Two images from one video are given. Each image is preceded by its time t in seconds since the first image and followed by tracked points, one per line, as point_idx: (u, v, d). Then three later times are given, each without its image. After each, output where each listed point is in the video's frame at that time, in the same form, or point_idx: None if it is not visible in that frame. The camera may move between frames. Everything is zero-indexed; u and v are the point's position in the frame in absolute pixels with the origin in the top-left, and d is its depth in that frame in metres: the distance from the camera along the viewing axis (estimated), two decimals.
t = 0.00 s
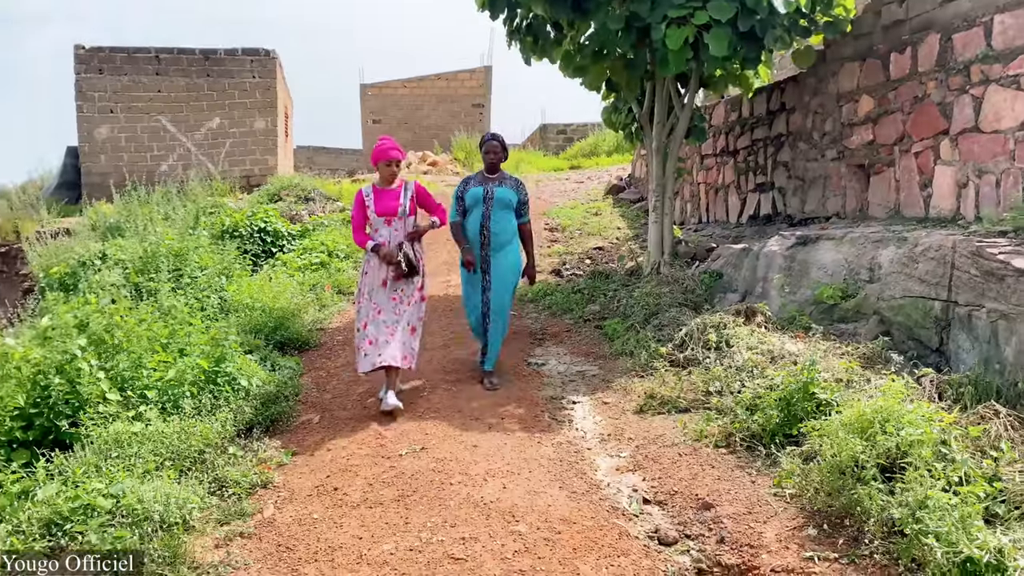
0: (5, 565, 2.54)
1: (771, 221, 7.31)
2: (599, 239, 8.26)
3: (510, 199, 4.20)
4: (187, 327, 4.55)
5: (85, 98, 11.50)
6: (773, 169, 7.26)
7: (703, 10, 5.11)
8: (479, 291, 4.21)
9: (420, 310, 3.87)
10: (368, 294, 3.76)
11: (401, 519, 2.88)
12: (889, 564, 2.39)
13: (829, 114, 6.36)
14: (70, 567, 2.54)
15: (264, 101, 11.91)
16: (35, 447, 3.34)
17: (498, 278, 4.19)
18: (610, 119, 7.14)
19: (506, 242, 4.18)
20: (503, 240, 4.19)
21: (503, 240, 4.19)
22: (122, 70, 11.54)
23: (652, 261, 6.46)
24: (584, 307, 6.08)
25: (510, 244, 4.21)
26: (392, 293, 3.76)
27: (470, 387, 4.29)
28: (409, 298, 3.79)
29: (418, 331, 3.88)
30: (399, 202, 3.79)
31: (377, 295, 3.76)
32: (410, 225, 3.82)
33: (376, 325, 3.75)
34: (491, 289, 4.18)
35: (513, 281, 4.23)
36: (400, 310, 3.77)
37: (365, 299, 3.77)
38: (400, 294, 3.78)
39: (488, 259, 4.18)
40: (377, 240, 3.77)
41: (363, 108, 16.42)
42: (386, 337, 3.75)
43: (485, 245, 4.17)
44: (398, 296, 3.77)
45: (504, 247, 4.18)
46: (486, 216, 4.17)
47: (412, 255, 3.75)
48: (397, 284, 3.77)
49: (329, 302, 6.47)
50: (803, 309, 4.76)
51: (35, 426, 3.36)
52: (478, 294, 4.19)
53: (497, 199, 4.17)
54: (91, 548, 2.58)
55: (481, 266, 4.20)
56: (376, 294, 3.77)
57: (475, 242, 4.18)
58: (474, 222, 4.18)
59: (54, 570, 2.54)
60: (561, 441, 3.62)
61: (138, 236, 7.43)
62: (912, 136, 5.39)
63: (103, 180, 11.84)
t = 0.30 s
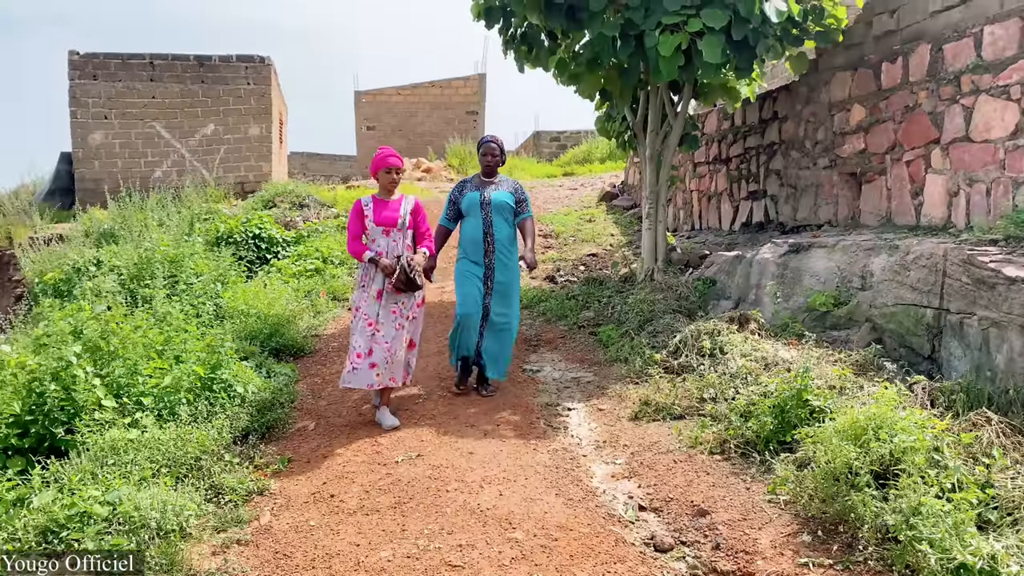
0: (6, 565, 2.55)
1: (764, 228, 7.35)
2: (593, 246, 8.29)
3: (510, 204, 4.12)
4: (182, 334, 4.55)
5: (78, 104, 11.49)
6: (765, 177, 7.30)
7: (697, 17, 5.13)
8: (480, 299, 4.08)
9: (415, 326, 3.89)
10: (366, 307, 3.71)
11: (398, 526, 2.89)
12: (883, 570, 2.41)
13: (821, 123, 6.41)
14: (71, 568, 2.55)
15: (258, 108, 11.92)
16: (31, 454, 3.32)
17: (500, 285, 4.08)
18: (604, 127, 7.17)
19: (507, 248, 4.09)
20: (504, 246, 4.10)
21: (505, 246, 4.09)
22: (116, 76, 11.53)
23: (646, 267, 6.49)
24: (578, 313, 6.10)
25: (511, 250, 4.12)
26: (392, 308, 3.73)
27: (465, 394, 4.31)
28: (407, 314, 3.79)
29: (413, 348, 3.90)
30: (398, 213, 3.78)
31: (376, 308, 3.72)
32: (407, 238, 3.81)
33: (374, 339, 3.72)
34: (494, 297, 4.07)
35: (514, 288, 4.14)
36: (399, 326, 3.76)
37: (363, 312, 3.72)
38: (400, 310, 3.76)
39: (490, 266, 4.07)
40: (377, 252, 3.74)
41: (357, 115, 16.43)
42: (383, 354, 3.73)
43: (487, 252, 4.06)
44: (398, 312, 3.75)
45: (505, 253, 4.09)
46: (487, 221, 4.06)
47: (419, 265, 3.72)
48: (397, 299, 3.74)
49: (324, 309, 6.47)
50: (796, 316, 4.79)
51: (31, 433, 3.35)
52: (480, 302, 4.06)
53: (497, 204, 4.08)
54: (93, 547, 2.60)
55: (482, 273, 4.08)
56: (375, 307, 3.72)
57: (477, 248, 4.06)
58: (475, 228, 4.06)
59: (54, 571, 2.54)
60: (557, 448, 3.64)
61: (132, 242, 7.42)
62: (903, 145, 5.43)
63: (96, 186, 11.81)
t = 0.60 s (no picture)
0: (5, 565, 2.59)
1: (760, 240, 7.37)
2: (589, 256, 8.30)
3: (512, 220, 3.89)
4: (178, 340, 4.53)
5: (75, 109, 11.48)
6: (762, 189, 7.33)
7: (692, 32, 5.15)
8: (481, 321, 3.86)
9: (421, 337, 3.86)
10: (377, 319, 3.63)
11: (396, 535, 2.89)
12: None
13: (818, 136, 6.44)
14: (71, 567, 2.60)
15: (255, 114, 11.94)
16: (27, 459, 3.32)
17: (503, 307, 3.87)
18: (602, 138, 7.18)
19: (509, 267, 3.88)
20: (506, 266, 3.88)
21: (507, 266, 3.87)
22: (114, 81, 11.55)
23: (643, 278, 6.50)
24: (574, 323, 6.11)
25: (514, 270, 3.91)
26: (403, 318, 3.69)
27: (462, 403, 4.30)
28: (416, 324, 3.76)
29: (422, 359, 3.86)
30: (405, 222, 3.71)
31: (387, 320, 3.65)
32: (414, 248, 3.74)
33: (389, 351, 3.65)
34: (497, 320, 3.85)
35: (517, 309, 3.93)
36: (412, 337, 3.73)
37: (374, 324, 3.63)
38: (410, 320, 3.72)
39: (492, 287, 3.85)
40: (383, 263, 3.68)
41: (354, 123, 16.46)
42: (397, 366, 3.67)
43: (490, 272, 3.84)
44: (409, 322, 3.71)
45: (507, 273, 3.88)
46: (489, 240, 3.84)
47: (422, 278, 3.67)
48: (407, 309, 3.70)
49: (320, 316, 6.47)
50: (793, 328, 4.81)
51: (26, 438, 3.34)
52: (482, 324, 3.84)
53: (499, 221, 3.85)
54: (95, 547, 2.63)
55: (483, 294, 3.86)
56: (391, 317, 3.65)
57: (478, 267, 3.83)
58: (476, 247, 3.84)
59: (55, 570, 2.59)
60: (554, 458, 3.63)
61: (128, 247, 7.41)
62: (900, 159, 5.46)
63: (92, 191, 11.80)
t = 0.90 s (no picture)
0: (6, 565, 2.59)
1: (759, 244, 7.39)
2: (588, 259, 8.32)
3: (515, 225, 3.83)
4: (180, 342, 4.53)
5: (74, 110, 11.48)
6: (761, 194, 7.35)
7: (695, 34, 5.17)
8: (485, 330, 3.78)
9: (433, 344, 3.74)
10: (393, 338, 3.50)
11: (399, 537, 2.89)
12: None
13: (818, 141, 6.46)
14: (72, 567, 2.61)
15: (254, 117, 11.94)
16: (30, 460, 3.32)
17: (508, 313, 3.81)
18: (602, 141, 7.19)
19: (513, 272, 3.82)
20: (510, 270, 3.82)
21: (511, 271, 3.81)
22: (113, 83, 11.54)
23: (642, 282, 6.51)
24: (575, 326, 6.11)
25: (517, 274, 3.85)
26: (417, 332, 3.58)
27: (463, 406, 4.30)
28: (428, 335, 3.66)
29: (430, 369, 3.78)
30: (418, 231, 3.55)
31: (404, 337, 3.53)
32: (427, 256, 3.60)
33: (406, 369, 3.53)
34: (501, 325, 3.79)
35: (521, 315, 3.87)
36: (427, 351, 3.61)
37: (390, 344, 3.51)
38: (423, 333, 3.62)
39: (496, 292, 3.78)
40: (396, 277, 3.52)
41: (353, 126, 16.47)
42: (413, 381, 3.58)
43: (494, 277, 3.77)
44: (423, 335, 3.61)
45: (511, 278, 3.81)
46: (494, 245, 3.76)
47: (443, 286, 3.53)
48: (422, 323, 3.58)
49: (320, 318, 6.46)
50: (793, 332, 4.82)
51: (29, 440, 3.34)
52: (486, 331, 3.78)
53: (504, 226, 3.77)
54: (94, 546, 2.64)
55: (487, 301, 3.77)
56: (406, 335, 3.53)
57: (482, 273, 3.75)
58: (481, 252, 3.75)
59: (54, 571, 2.60)
60: (556, 461, 3.64)
61: (128, 248, 7.40)
62: (899, 165, 5.48)
63: (90, 193, 11.79)
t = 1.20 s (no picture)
0: (6, 565, 2.57)
1: (763, 245, 7.39)
2: (592, 260, 8.31)
3: (529, 228, 3.63)
4: (186, 342, 4.53)
5: (77, 112, 11.48)
6: (765, 194, 7.35)
7: (700, 35, 5.17)
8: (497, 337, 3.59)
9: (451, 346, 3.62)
10: (411, 343, 3.38)
11: (410, 538, 2.88)
12: None
13: (823, 141, 6.45)
14: (70, 567, 2.60)
15: (257, 119, 11.95)
16: (38, 460, 3.30)
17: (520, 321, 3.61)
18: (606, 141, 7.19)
19: (526, 278, 3.61)
20: (523, 275, 3.63)
21: (525, 276, 3.61)
22: (116, 85, 11.55)
23: (647, 282, 6.51)
24: (580, 327, 6.11)
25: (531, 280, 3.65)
26: (436, 333, 3.43)
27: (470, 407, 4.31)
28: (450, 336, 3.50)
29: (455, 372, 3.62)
30: (436, 231, 3.42)
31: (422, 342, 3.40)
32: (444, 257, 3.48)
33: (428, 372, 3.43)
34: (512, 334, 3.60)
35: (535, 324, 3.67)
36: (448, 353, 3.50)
37: (409, 350, 3.38)
38: (444, 334, 3.46)
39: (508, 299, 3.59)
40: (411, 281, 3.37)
41: (355, 127, 16.48)
42: (436, 385, 3.45)
43: (505, 283, 3.58)
44: (443, 336, 3.46)
45: (524, 284, 3.61)
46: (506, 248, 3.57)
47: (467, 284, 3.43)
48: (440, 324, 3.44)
49: (324, 319, 6.47)
50: (799, 332, 4.82)
51: (36, 440, 3.33)
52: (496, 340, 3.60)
53: (517, 229, 3.58)
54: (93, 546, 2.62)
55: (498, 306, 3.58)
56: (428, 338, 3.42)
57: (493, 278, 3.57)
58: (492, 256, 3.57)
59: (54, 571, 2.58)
60: (563, 461, 3.64)
61: (132, 249, 7.40)
62: (905, 164, 5.48)
63: (93, 194, 11.80)
